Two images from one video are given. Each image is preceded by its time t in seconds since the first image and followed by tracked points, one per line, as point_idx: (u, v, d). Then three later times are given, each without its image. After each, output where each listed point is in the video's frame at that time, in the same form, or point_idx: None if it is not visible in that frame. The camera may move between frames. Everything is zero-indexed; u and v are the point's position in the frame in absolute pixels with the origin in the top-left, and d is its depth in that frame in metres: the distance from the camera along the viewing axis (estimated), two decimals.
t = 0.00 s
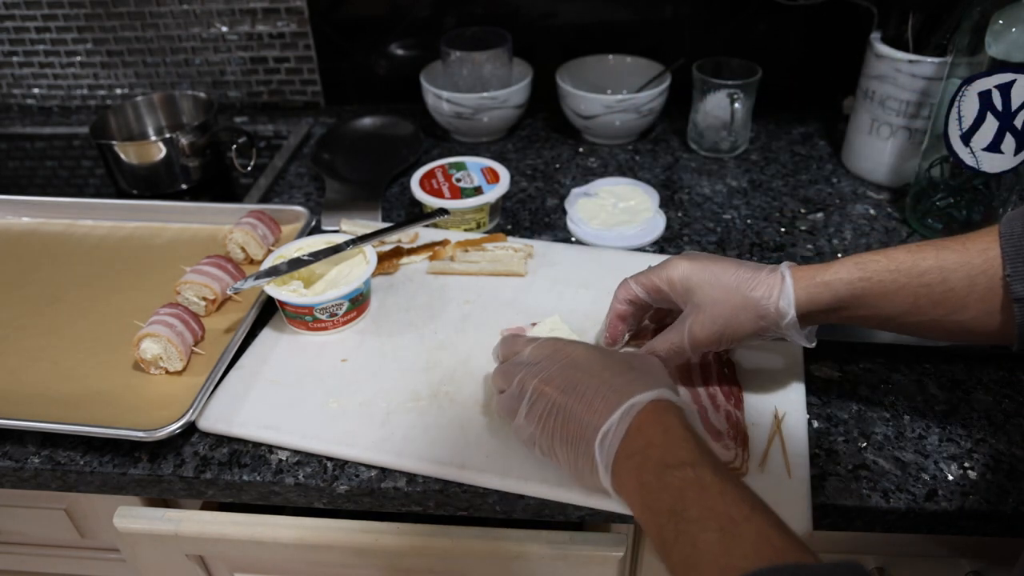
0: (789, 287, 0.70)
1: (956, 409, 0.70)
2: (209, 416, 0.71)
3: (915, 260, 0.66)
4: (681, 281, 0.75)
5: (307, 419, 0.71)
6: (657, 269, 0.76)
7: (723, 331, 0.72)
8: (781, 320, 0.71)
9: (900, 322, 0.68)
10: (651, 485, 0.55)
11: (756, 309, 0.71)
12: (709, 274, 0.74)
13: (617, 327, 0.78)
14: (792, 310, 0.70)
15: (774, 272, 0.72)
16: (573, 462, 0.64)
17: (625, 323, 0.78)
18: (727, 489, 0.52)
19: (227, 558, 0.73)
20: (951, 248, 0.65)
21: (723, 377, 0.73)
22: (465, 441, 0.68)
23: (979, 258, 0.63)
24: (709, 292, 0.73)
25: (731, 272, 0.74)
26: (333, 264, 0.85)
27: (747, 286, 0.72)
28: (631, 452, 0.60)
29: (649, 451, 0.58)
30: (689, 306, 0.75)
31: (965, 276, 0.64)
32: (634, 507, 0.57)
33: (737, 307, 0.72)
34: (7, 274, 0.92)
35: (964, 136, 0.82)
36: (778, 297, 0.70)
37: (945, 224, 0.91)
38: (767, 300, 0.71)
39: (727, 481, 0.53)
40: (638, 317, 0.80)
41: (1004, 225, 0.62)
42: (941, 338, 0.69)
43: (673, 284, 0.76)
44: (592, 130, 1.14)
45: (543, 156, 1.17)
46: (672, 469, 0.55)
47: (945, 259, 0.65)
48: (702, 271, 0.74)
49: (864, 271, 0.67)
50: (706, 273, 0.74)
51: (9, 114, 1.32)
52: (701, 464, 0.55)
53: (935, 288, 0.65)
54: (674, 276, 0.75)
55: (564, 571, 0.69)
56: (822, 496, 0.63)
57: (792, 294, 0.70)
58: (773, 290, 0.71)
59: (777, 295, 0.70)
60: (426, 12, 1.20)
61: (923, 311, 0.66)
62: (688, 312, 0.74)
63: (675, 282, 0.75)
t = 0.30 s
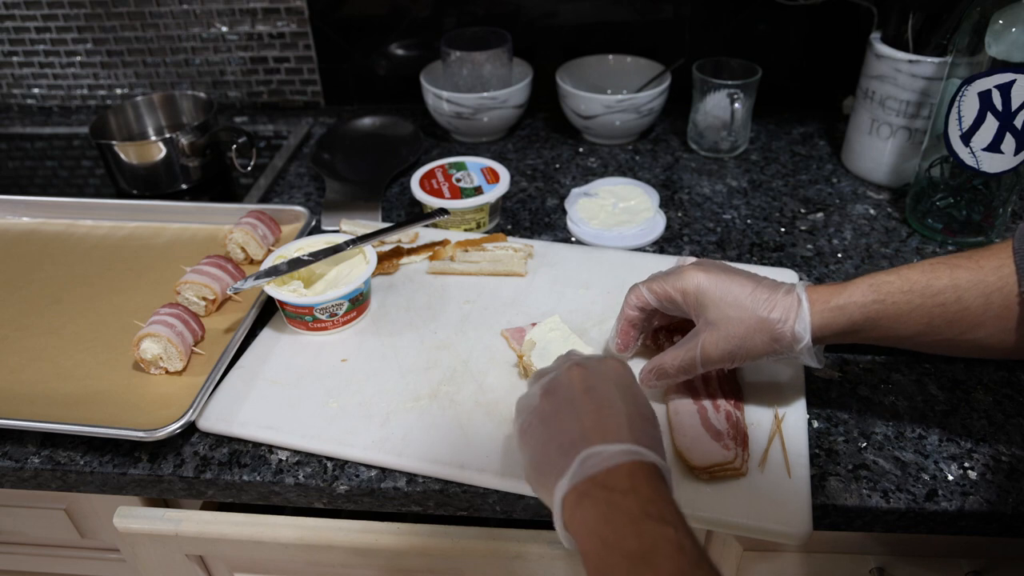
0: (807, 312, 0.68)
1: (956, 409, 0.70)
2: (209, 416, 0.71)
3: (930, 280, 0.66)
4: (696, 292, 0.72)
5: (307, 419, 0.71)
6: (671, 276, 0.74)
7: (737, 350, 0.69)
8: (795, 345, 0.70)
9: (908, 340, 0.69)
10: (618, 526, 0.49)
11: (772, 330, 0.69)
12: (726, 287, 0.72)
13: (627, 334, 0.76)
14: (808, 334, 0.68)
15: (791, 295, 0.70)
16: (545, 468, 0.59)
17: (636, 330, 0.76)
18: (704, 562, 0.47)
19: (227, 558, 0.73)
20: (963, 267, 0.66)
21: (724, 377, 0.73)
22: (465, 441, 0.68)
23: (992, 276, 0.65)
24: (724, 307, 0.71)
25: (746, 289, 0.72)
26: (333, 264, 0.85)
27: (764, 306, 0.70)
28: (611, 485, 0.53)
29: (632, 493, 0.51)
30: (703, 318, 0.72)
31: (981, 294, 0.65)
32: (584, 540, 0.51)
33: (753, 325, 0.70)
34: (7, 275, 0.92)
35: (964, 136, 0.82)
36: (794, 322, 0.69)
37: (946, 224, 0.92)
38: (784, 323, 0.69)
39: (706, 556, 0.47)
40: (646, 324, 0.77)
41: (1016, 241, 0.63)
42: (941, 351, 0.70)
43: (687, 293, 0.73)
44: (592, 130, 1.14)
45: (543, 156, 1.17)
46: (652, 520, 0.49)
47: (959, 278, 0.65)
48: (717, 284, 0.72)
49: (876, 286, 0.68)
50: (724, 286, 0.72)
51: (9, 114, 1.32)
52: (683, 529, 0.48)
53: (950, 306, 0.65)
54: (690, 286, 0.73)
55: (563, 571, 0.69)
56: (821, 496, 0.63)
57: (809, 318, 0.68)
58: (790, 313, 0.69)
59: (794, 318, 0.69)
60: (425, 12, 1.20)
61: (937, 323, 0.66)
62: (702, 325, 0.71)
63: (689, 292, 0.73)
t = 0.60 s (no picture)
0: (807, 332, 0.68)
1: (956, 409, 0.70)
2: (209, 416, 0.71)
3: (930, 296, 0.64)
4: (692, 308, 0.72)
5: (307, 418, 0.71)
6: (666, 291, 0.73)
7: (734, 371, 0.69)
8: (794, 365, 0.69)
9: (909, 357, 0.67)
10: (579, 505, 0.54)
11: (770, 350, 0.69)
12: (724, 304, 0.71)
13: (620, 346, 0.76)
14: (807, 354, 0.68)
15: (790, 313, 0.69)
16: (521, 449, 0.63)
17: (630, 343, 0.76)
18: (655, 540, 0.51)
19: (227, 558, 0.73)
20: (964, 281, 0.63)
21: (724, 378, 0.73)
22: (465, 441, 0.68)
23: (994, 290, 0.62)
24: (720, 324, 0.70)
25: (743, 306, 0.70)
26: (333, 264, 0.85)
27: (763, 325, 0.69)
28: (579, 472, 0.58)
29: (597, 481, 0.56)
30: (699, 334, 0.71)
31: (983, 308, 0.62)
32: (547, 516, 0.55)
33: (752, 345, 0.69)
34: (7, 274, 0.92)
35: (964, 136, 0.82)
36: (793, 343, 0.68)
37: (945, 224, 0.92)
38: (783, 343, 0.68)
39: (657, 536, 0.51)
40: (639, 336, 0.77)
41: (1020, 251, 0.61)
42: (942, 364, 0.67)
43: (682, 308, 0.72)
44: (592, 130, 1.14)
45: (543, 156, 1.17)
46: (611, 501, 0.54)
47: (960, 293, 0.63)
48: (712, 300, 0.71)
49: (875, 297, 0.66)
50: (718, 302, 0.71)
51: (9, 114, 1.32)
52: (640, 513, 0.53)
53: (951, 322, 0.63)
54: (686, 302, 0.72)
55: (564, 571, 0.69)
56: (822, 496, 0.63)
57: (808, 339, 0.68)
58: (790, 333, 0.68)
59: (793, 340, 0.68)
60: (426, 12, 1.20)
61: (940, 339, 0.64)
62: (699, 343, 0.70)
63: (683, 307, 0.72)
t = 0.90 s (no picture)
0: (785, 366, 0.67)
1: (956, 409, 0.70)
2: (209, 416, 0.71)
3: (896, 319, 0.63)
4: (673, 335, 0.70)
5: (307, 418, 0.71)
6: (648, 316, 0.71)
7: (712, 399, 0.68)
8: (769, 394, 0.69)
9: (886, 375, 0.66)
10: (583, 525, 0.54)
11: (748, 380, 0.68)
12: (705, 331, 0.69)
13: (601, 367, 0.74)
14: (783, 385, 0.68)
15: (767, 344, 0.68)
16: (518, 467, 0.62)
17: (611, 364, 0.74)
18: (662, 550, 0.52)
19: (227, 558, 0.73)
20: (929, 301, 0.62)
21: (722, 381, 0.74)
22: (465, 441, 0.68)
23: (960, 309, 0.61)
24: (700, 353, 0.69)
25: (723, 335, 0.69)
26: (333, 264, 0.85)
27: (744, 355, 0.68)
28: (578, 491, 0.58)
29: (596, 496, 0.57)
30: (679, 361, 0.69)
31: (949, 329, 0.61)
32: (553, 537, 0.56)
33: (731, 376, 0.68)
34: (7, 275, 0.92)
35: (964, 136, 0.82)
36: (771, 374, 0.68)
37: (945, 223, 0.92)
38: (761, 373, 0.68)
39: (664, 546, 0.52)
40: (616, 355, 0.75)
41: (982, 264, 0.60)
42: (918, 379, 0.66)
43: (664, 334, 0.70)
44: (592, 130, 1.14)
45: (543, 156, 1.17)
46: (615, 516, 0.54)
47: (926, 313, 0.62)
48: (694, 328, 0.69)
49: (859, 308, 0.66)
50: (700, 329, 0.69)
51: (9, 114, 1.32)
52: (643, 523, 0.54)
53: (920, 344, 0.62)
54: (668, 328, 0.70)
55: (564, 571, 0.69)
56: (822, 496, 0.63)
57: (785, 372, 0.67)
58: (769, 366, 0.68)
59: (771, 372, 0.68)
60: (425, 12, 1.20)
61: (918, 357, 0.63)
62: (679, 371, 0.69)
63: (665, 332, 0.70)
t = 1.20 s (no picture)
0: (768, 358, 0.68)
1: (956, 409, 0.70)
2: (209, 416, 0.71)
3: (873, 310, 0.63)
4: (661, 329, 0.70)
5: (307, 418, 0.71)
6: (637, 312, 0.71)
7: (697, 392, 0.69)
8: (753, 388, 0.69)
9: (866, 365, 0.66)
10: (568, 549, 0.54)
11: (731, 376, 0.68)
12: (692, 326, 0.70)
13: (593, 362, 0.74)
14: (767, 378, 0.68)
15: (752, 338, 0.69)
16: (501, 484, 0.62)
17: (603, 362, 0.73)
18: (645, 564, 0.52)
19: (227, 558, 0.73)
20: (906, 292, 0.62)
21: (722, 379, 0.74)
22: (465, 441, 0.68)
23: (936, 299, 0.61)
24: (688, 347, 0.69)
25: (709, 328, 0.69)
26: (333, 265, 0.85)
27: (729, 348, 0.68)
28: (559, 512, 0.59)
29: (578, 517, 0.57)
30: (667, 355, 0.70)
31: (926, 319, 0.61)
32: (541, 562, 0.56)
33: (715, 371, 0.68)
34: (7, 274, 0.92)
35: (964, 136, 0.82)
36: (756, 366, 0.68)
37: (945, 223, 0.92)
38: (745, 367, 0.68)
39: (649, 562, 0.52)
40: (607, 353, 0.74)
41: (956, 254, 0.60)
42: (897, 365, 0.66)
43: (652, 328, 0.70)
44: (592, 130, 1.14)
45: (543, 156, 1.17)
46: (596, 537, 0.54)
47: (903, 304, 0.62)
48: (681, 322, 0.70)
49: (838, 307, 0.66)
50: (686, 323, 0.70)
51: (9, 114, 1.32)
52: (626, 539, 0.54)
53: (898, 334, 0.62)
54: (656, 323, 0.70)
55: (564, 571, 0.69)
56: (822, 496, 0.63)
57: (769, 363, 0.68)
58: (754, 359, 0.68)
59: (756, 364, 0.68)
60: (425, 12, 1.20)
61: (895, 346, 0.63)
62: (666, 364, 0.69)
63: (653, 327, 0.70)
